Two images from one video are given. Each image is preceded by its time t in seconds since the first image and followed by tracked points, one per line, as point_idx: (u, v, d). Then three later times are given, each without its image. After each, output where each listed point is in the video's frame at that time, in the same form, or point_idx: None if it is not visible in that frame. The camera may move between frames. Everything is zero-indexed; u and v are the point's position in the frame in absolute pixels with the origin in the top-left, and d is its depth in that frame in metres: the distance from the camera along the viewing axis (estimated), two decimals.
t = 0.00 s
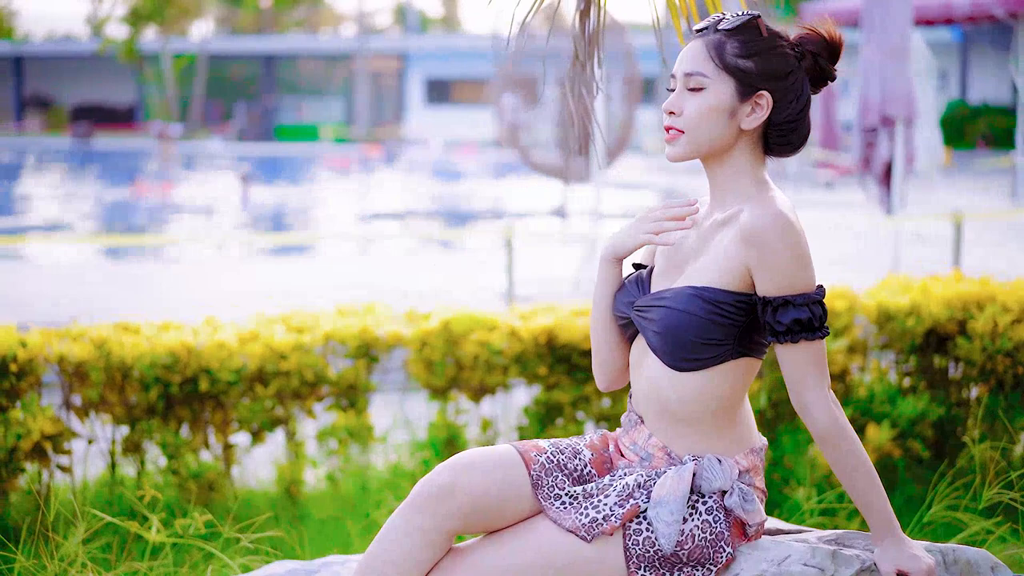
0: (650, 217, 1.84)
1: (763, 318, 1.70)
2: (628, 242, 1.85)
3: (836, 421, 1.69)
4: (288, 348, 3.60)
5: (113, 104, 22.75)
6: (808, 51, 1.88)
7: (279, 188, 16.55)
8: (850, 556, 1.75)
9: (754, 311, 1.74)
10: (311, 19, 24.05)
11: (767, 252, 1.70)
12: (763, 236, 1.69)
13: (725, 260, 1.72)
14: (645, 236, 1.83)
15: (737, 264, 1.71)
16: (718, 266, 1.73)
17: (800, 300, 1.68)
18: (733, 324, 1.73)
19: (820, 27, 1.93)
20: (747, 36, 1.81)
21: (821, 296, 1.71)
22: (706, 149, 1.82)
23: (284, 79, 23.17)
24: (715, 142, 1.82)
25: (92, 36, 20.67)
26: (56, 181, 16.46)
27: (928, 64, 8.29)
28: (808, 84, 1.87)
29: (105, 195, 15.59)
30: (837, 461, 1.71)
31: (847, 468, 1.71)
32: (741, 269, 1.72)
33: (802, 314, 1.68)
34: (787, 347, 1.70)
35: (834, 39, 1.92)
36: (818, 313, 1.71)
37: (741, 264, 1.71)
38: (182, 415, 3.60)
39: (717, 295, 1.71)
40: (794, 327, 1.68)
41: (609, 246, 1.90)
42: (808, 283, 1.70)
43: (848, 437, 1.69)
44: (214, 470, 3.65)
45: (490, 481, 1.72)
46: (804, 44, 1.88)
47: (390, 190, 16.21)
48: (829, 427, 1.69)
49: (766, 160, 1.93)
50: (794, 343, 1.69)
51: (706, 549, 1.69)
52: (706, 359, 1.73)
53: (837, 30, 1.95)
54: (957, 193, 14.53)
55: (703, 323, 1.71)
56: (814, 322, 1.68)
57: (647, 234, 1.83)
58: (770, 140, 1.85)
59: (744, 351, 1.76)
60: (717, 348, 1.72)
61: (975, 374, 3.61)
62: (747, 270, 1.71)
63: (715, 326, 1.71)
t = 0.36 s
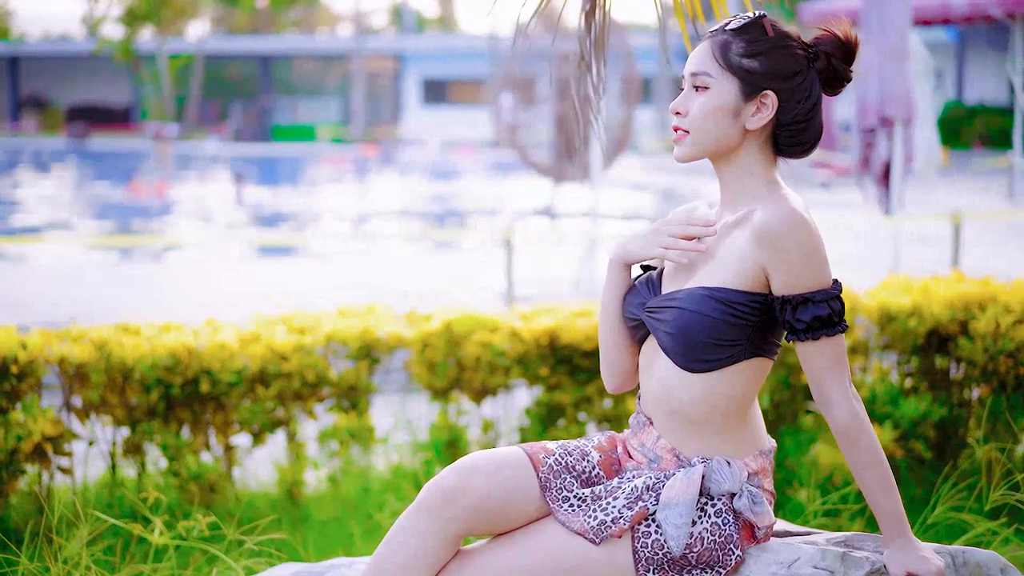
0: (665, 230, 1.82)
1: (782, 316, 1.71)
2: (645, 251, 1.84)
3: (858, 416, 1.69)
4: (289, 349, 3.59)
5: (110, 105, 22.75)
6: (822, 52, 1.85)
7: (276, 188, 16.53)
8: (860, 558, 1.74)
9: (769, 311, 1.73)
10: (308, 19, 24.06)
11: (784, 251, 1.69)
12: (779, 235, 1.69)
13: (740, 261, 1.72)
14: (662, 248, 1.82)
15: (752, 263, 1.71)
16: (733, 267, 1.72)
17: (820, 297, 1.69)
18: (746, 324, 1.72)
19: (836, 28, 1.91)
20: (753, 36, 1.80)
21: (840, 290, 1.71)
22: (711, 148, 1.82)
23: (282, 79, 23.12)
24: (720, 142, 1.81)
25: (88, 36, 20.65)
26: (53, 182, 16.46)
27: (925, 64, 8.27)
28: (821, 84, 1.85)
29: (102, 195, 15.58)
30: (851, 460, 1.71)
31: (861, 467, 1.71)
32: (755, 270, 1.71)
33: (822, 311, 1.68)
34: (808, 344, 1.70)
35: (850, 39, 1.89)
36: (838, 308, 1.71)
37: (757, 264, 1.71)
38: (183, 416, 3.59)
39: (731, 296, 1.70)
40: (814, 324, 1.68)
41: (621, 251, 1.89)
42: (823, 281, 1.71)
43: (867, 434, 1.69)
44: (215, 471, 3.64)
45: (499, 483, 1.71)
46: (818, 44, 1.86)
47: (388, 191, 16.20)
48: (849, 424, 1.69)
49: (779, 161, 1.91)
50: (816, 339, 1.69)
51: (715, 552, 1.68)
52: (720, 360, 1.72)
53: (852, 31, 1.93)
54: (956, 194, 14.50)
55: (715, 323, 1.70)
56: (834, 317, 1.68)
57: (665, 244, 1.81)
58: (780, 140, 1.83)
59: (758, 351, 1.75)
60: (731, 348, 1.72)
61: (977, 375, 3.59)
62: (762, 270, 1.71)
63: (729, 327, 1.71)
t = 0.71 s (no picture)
0: (672, 236, 1.82)
1: (805, 316, 1.71)
2: (654, 257, 1.84)
3: (887, 409, 1.70)
4: (291, 350, 3.59)
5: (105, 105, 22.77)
6: (833, 52, 1.84)
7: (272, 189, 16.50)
8: (872, 560, 1.74)
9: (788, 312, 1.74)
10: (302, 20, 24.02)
11: (802, 253, 1.69)
12: (796, 235, 1.69)
13: (756, 264, 1.71)
14: (671, 255, 1.81)
15: (769, 266, 1.71)
16: (748, 269, 1.72)
17: (842, 295, 1.70)
18: (762, 326, 1.73)
19: (848, 30, 1.90)
20: (758, 36, 1.80)
21: (860, 288, 1.72)
22: (720, 150, 1.81)
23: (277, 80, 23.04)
24: (728, 143, 1.81)
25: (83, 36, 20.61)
26: (47, 183, 16.41)
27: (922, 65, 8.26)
28: (829, 83, 1.84)
29: (97, 196, 15.54)
30: (874, 457, 1.72)
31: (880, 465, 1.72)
32: (772, 272, 1.71)
33: (848, 307, 1.69)
34: (836, 341, 1.71)
35: (860, 39, 1.88)
36: (862, 304, 1.72)
37: (775, 266, 1.71)
38: (184, 417, 3.58)
39: (746, 298, 1.71)
40: (842, 321, 1.69)
41: (629, 254, 1.89)
42: (841, 277, 1.71)
43: (893, 431, 1.70)
44: (216, 473, 3.63)
45: (509, 487, 1.71)
46: (829, 44, 1.85)
47: (384, 191, 16.16)
48: (877, 421, 1.70)
49: (790, 163, 1.90)
50: (845, 336, 1.70)
51: (727, 554, 1.68)
52: (734, 362, 1.72)
53: (865, 32, 1.92)
54: (952, 194, 14.50)
55: (728, 325, 1.70)
56: (861, 312, 1.69)
57: (675, 249, 1.80)
58: (789, 141, 1.82)
59: (772, 352, 1.75)
60: (745, 350, 1.72)
61: (978, 375, 3.59)
62: (781, 272, 1.71)
63: (744, 329, 1.71)
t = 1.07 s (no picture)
0: (677, 241, 1.82)
1: (821, 317, 1.71)
2: (659, 260, 1.83)
3: (903, 411, 1.70)
4: (291, 351, 3.58)
5: (98, 105, 22.74)
6: (839, 52, 1.83)
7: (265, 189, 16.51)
8: (880, 562, 1.73)
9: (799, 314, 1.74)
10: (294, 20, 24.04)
11: (816, 254, 1.69)
12: (809, 237, 1.69)
13: (769, 267, 1.71)
14: (677, 260, 1.81)
15: (785, 268, 1.71)
16: (760, 272, 1.72)
17: (858, 295, 1.70)
18: (773, 328, 1.72)
19: (856, 28, 1.89)
20: (762, 36, 1.80)
21: (874, 286, 1.72)
22: (725, 151, 1.81)
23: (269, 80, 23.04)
24: (732, 145, 1.80)
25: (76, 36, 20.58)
26: (41, 183, 16.41)
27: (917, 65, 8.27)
28: (834, 83, 1.82)
29: (90, 196, 15.53)
30: (888, 458, 1.72)
31: (893, 464, 1.72)
32: (787, 274, 1.71)
33: (863, 308, 1.69)
34: (854, 342, 1.71)
35: (867, 38, 1.87)
36: (877, 303, 1.72)
37: (789, 268, 1.71)
38: (184, 418, 3.57)
39: (758, 300, 1.70)
40: (858, 321, 1.69)
41: (634, 257, 1.88)
42: (855, 278, 1.71)
43: (907, 432, 1.71)
44: (216, 474, 3.61)
45: (517, 489, 1.71)
46: (834, 44, 1.84)
47: (378, 191, 16.17)
48: (892, 421, 1.70)
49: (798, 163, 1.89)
50: (862, 336, 1.70)
51: (735, 555, 1.68)
52: (746, 364, 1.72)
53: (871, 31, 1.91)
54: (946, 194, 14.53)
55: (740, 328, 1.70)
56: (875, 312, 1.69)
57: (681, 253, 1.80)
58: (796, 142, 1.81)
59: (783, 353, 1.75)
60: (757, 353, 1.72)
61: (977, 376, 3.58)
62: (796, 275, 1.71)
63: (755, 331, 1.71)
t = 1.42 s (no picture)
0: (680, 245, 1.82)
1: (832, 317, 1.72)
2: (661, 265, 1.83)
3: (910, 413, 1.71)
4: (286, 352, 3.56)
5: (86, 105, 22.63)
6: (841, 52, 1.82)
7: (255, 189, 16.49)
8: (886, 562, 1.74)
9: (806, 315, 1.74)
10: (282, 20, 23.95)
11: (825, 257, 1.70)
12: (819, 239, 1.70)
13: (777, 268, 1.72)
14: (679, 266, 1.81)
15: (796, 270, 1.71)
16: (767, 272, 1.72)
17: (869, 296, 1.71)
18: (781, 328, 1.72)
19: (859, 28, 1.89)
20: (762, 38, 1.80)
21: (884, 287, 1.73)
22: (729, 153, 1.80)
23: (258, 80, 22.95)
24: (736, 147, 1.80)
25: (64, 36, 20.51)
26: (29, 184, 16.34)
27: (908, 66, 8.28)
28: (837, 82, 1.81)
29: (79, 197, 15.46)
30: (895, 458, 1.74)
31: (900, 463, 1.74)
32: (797, 276, 1.72)
33: (875, 309, 1.71)
34: (864, 343, 1.72)
35: (871, 37, 1.86)
36: (886, 304, 1.73)
37: (799, 270, 1.71)
38: (179, 419, 3.55)
39: (766, 301, 1.71)
40: (870, 322, 1.71)
41: (635, 262, 1.88)
42: (865, 279, 1.72)
43: (914, 433, 1.72)
44: (211, 475, 3.59)
45: (523, 491, 1.70)
46: (837, 43, 1.83)
47: (367, 192, 16.14)
48: (902, 420, 1.72)
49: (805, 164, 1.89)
50: (872, 337, 1.71)
51: (741, 556, 1.68)
52: (755, 366, 1.72)
53: (874, 31, 1.90)
54: (935, 195, 14.56)
55: (750, 329, 1.70)
56: (884, 313, 1.70)
57: (684, 259, 1.80)
58: (800, 142, 1.80)
59: (790, 355, 1.75)
60: (765, 354, 1.72)
61: (971, 376, 3.58)
62: (806, 277, 1.72)
63: (765, 331, 1.71)
